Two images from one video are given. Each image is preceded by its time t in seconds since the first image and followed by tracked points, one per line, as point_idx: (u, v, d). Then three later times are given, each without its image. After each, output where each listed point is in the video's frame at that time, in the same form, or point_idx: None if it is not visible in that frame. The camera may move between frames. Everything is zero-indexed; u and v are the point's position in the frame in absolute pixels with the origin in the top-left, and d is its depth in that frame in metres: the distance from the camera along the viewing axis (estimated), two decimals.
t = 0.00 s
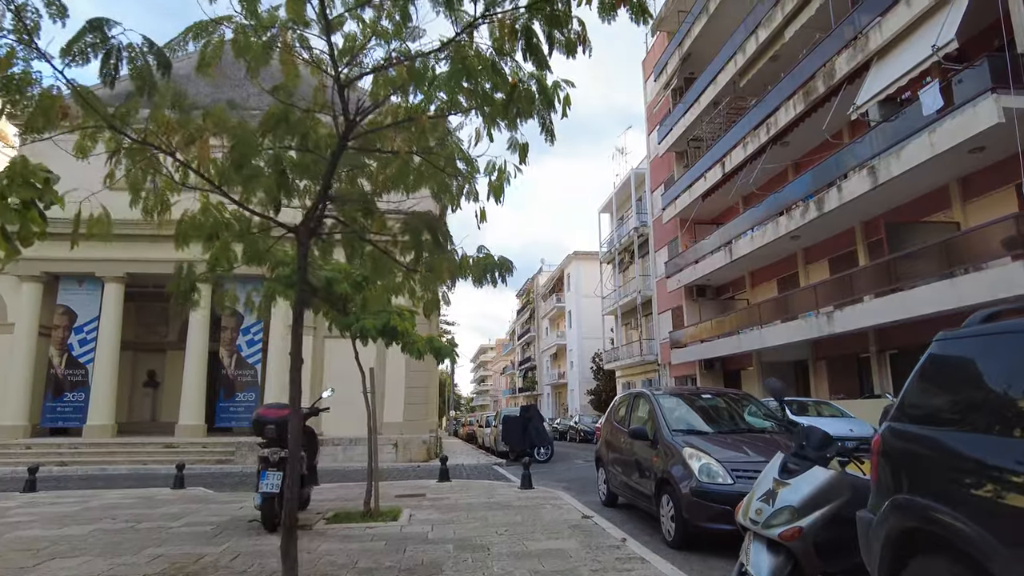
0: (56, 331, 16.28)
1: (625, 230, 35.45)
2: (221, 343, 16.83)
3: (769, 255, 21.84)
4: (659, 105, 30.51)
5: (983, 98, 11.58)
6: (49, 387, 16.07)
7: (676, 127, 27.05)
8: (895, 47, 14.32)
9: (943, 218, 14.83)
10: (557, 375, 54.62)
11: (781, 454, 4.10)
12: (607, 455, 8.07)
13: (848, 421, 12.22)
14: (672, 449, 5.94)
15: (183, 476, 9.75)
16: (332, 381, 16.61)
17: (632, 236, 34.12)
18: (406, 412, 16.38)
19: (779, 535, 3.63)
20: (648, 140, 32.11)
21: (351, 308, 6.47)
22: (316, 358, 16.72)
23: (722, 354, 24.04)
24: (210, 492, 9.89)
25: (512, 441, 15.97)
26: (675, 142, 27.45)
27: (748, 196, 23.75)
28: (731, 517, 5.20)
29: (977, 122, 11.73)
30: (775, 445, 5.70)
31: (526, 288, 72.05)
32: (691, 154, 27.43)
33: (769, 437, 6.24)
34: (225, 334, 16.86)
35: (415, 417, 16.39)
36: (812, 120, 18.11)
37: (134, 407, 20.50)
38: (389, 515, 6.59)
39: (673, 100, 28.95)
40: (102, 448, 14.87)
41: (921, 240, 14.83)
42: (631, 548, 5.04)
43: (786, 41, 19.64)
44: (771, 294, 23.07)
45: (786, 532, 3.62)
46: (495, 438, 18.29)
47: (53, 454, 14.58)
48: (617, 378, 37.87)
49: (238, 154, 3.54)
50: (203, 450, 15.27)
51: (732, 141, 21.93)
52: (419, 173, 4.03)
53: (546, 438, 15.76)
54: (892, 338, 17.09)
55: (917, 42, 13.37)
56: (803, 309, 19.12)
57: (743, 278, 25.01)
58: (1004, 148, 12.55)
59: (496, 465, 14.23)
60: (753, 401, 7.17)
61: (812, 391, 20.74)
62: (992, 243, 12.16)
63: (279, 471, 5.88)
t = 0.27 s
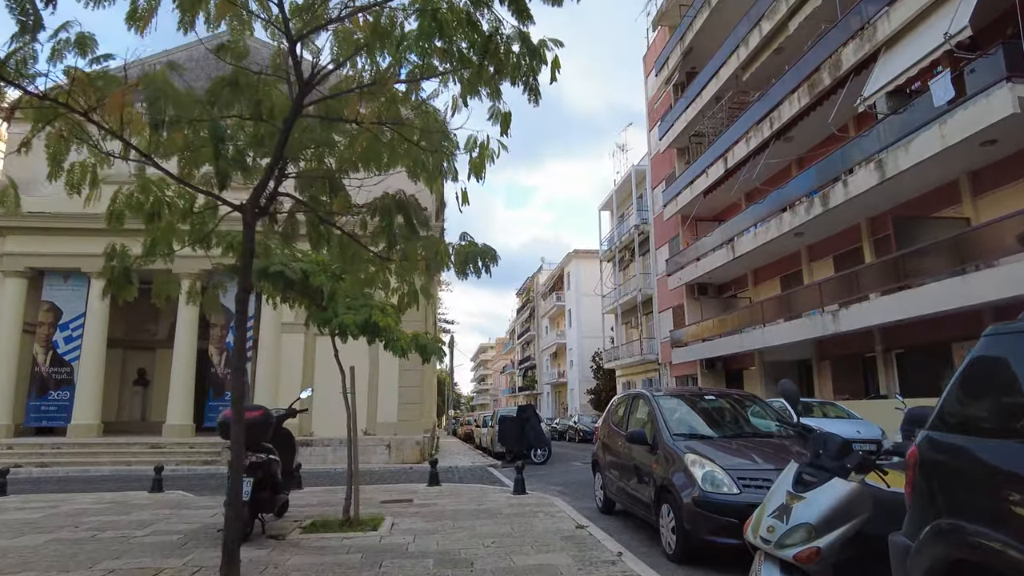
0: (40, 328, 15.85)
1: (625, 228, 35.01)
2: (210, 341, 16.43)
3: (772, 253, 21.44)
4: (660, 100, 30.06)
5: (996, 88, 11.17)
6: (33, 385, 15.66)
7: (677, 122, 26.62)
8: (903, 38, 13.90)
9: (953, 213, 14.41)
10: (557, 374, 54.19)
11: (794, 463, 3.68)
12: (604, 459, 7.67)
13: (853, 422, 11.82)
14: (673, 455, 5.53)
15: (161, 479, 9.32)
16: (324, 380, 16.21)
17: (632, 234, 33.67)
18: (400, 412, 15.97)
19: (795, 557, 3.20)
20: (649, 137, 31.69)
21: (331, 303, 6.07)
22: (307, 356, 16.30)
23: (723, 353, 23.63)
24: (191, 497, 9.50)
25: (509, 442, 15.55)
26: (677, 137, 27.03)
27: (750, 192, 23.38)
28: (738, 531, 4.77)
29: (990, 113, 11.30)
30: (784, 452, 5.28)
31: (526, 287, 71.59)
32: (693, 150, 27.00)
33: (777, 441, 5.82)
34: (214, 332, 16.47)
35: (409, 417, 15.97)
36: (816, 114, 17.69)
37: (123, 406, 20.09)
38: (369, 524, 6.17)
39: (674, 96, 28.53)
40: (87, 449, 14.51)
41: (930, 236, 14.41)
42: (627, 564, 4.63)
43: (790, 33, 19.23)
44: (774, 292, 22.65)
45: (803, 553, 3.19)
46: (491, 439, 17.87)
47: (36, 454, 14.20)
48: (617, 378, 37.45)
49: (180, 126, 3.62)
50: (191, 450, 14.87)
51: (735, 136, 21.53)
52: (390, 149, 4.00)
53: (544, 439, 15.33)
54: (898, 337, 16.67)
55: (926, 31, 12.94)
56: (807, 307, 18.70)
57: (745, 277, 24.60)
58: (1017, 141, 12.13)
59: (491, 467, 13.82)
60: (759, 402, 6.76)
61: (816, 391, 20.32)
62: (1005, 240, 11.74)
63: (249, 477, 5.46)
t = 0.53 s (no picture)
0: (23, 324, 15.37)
1: (625, 225, 34.53)
2: (199, 337, 16.00)
3: (775, 249, 21.00)
4: (661, 95, 29.56)
5: (1011, 74, 10.71)
6: (15, 384, 15.21)
7: (678, 116, 26.16)
8: (912, 24, 13.43)
9: (963, 207, 13.97)
10: (557, 373, 53.77)
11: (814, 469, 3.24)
12: (601, 461, 7.24)
13: (861, 422, 11.38)
14: (675, 459, 5.09)
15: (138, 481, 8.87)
16: (315, 379, 15.79)
17: (633, 230, 33.18)
18: (393, 411, 15.55)
19: None
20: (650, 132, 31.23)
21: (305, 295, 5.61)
22: (297, 354, 15.86)
23: (725, 352, 23.20)
24: (169, 500, 9.07)
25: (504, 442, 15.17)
26: (678, 132, 26.58)
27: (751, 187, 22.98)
28: (747, 542, 4.33)
29: (1005, 100, 10.83)
30: (796, 456, 4.83)
31: (525, 286, 71.16)
32: (694, 144, 26.54)
33: (787, 443, 5.39)
34: (203, 329, 16.04)
35: (403, 417, 15.55)
36: (821, 105, 17.23)
37: (112, 405, 19.65)
38: (348, 533, 5.72)
39: (675, 90, 28.07)
40: (67, 449, 14.05)
41: (939, 230, 13.98)
42: None
43: (794, 23, 18.77)
44: (777, 289, 22.22)
45: None
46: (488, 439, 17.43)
47: (16, 454, 13.77)
48: (618, 377, 37.01)
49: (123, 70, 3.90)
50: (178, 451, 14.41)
51: (737, 129, 21.11)
52: (355, 113, 4.30)
53: (541, 439, 14.94)
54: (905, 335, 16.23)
55: (937, 17, 12.47)
56: (811, 304, 18.26)
57: (747, 274, 24.17)
58: None
59: (486, 468, 13.40)
60: (767, 401, 6.33)
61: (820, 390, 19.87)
62: (1018, 233, 11.32)
63: (214, 482, 5.00)
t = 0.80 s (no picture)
0: (8, 323, 14.95)
1: (627, 222, 34.09)
2: (190, 336, 15.60)
3: (780, 246, 20.58)
4: (663, 90, 29.12)
5: None
6: None
7: (681, 112, 25.72)
8: (925, 12, 12.97)
9: (976, 201, 13.53)
10: (557, 373, 53.35)
11: (849, 483, 2.82)
12: (601, 466, 6.81)
13: (872, 424, 10.95)
14: (683, 467, 4.67)
15: (116, 486, 8.45)
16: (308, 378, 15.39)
17: (634, 228, 32.73)
18: (388, 412, 15.13)
19: None
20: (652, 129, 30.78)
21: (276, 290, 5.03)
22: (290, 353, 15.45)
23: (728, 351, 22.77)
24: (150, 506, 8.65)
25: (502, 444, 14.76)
26: (680, 128, 26.13)
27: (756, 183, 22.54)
28: (763, 560, 3.92)
29: None
30: (816, 465, 4.41)
31: (526, 285, 70.73)
32: (697, 140, 26.08)
33: (804, 449, 4.97)
34: (193, 327, 15.62)
35: (399, 418, 15.13)
36: (829, 98, 16.81)
37: (103, 405, 19.25)
38: (328, 545, 5.30)
39: (677, 85, 27.62)
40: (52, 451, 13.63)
41: (952, 225, 13.55)
42: None
43: (799, 15, 18.33)
44: (782, 287, 21.79)
45: None
46: (486, 440, 17.01)
47: None
48: (619, 376, 36.58)
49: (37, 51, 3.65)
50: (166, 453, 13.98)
51: (741, 123, 20.68)
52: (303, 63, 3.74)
53: (540, 441, 14.51)
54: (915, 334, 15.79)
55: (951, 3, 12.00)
56: (817, 302, 17.83)
57: (751, 271, 23.74)
58: None
59: (484, 470, 12.98)
60: (779, 402, 5.91)
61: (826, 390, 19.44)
62: None
63: (179, 491, 4.59)
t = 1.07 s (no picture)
0: None
1: (629, 220, 33.61)
2: (180, 333, 15.17)
3: (786, 242, 20.12)
4: (666, 85, 28.66)
5: None
6: None
7: (684, 106, 25.27)
8: None
9: (992, 193, 13.07)
10: (559, 372, 52.86)
11: (900, 497, 2.36)
12: (603, 469, 6.37)
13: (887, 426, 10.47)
14: (695, 474, 4.24)
15: (91, 490, 8.01)
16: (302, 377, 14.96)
17: (637, 225, 32.25)
18: (384, 412, 14.68)
19: None
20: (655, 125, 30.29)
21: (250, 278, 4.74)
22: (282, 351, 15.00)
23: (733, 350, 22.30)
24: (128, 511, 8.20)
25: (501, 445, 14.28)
26: (684, 123, 25.67)
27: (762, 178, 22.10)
28: None
29: None
30: (844, 473, 3.96)
31: (527, 284, 70.24)
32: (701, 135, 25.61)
33: (826, 454, 4.55)
34: (183, 324, 15.20)
35: (394, 418, 14.68)
36: (837, 89, 16.36)
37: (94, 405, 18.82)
38: (305, 558, 4.84)
39: (681, 80, 27.15)
40: (35, 452, 13.20)
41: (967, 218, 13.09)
42: None
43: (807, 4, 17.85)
44: (788, 284, 21.33)
45: None
46: (485, 441, 16.53)
47: None
48: (621, 376, 36.10)
49: None
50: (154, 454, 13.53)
51: (747, 117, 20.25)
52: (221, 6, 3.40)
53: (540, 441, 13.99)
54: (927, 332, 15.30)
55: None
56: (825, 299, 17.36)
57: (756, 269, 23.28)
58: None
59: (481, 472, 12.54)
60: (796, 401, 5.47)
61: (834, 390, 18.95)
62: None
63: (137, 499, 4.14)
